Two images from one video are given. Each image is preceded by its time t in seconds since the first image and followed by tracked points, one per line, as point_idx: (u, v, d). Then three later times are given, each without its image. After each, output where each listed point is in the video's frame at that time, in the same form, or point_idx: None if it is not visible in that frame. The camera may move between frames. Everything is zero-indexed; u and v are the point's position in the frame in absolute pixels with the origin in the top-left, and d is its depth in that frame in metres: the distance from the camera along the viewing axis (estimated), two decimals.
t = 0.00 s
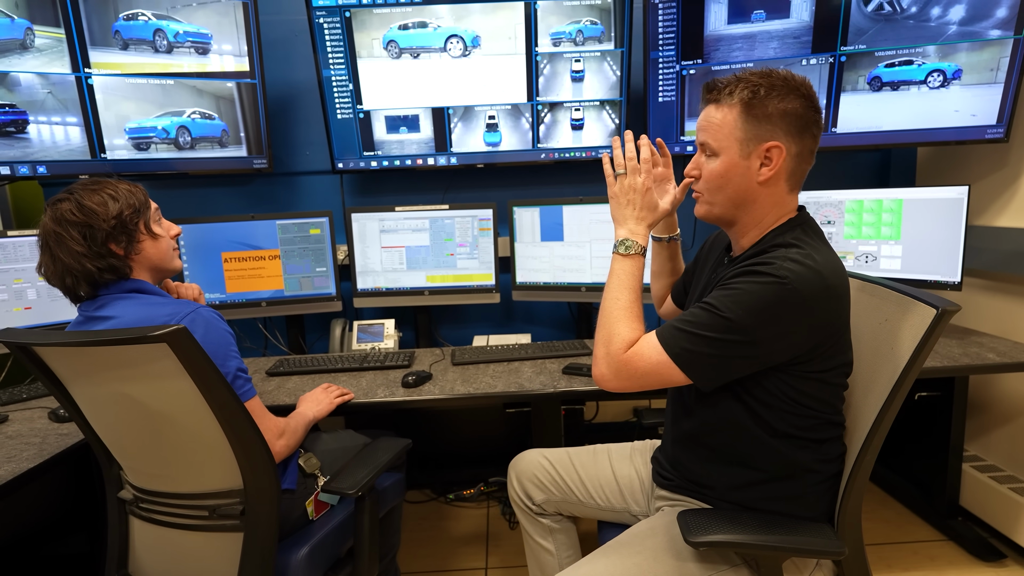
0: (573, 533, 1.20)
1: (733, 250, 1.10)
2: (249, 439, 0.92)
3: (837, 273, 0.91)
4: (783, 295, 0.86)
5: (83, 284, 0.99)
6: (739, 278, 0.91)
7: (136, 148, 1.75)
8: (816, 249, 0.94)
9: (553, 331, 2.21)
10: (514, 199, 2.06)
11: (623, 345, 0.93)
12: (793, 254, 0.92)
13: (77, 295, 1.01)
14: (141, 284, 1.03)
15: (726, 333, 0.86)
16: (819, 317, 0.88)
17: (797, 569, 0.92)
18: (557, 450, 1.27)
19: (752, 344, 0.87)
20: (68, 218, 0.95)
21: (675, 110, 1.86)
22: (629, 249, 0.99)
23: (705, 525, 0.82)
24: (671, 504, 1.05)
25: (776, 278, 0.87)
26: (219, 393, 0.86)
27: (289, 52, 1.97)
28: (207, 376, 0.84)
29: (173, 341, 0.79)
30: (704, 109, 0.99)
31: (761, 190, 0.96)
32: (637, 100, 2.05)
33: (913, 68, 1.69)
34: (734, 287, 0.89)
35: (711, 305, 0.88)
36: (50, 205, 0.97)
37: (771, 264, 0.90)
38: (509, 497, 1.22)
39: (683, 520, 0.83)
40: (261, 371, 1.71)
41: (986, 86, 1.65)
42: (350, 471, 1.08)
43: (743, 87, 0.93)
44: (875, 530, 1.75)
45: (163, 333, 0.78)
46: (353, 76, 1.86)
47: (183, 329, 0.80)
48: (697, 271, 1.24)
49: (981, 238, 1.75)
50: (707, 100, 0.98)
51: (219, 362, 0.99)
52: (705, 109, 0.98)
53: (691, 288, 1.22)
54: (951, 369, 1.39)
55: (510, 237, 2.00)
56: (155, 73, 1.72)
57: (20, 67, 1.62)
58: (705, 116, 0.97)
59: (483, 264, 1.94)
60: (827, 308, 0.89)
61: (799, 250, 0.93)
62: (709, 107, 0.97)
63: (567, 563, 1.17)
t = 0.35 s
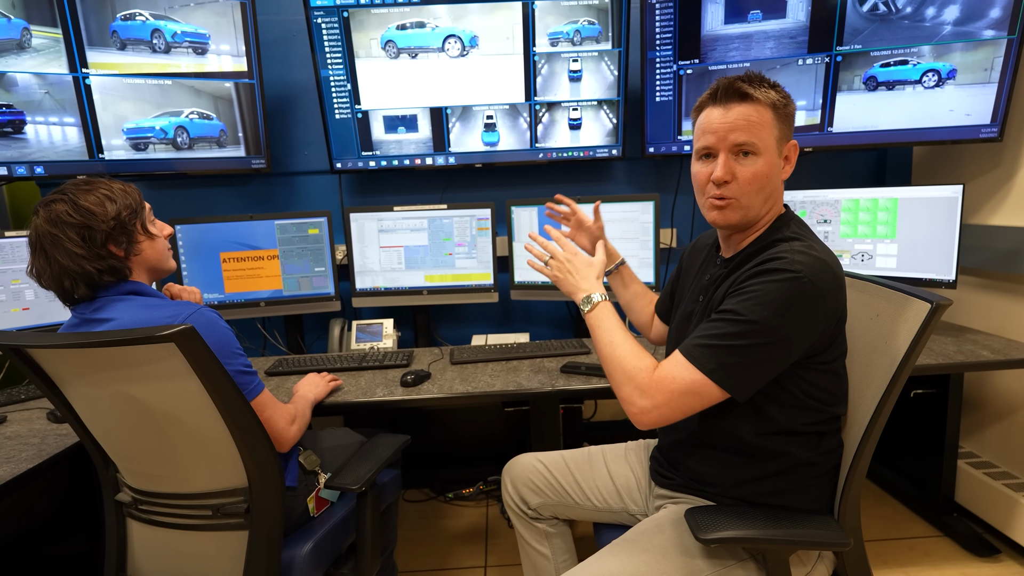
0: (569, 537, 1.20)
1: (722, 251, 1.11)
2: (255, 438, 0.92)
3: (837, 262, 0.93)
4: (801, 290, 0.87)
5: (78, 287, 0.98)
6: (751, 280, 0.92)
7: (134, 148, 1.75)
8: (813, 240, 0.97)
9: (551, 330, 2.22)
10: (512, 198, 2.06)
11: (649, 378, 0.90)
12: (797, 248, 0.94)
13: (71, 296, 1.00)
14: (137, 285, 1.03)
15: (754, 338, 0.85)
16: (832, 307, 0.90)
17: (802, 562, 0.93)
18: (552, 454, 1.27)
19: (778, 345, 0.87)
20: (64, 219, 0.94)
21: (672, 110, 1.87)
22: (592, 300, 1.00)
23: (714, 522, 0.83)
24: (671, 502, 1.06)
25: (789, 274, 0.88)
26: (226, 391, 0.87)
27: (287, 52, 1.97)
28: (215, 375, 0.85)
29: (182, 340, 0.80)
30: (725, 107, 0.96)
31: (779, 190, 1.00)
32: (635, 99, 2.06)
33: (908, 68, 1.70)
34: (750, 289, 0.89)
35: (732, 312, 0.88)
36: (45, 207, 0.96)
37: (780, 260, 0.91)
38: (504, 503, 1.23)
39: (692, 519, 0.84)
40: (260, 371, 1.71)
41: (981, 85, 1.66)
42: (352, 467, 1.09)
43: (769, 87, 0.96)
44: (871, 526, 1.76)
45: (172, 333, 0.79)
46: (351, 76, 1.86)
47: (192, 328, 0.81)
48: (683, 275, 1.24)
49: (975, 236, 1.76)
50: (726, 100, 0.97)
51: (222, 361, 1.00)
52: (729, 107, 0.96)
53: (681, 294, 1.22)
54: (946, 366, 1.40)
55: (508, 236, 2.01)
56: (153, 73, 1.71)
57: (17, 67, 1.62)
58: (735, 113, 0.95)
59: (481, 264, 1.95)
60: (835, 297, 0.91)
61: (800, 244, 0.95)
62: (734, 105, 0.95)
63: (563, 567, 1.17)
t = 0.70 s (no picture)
0: (564, 550, 1.19)
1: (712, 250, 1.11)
2: (254, 438, 0.93)
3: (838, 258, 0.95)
4: (814, 286, 0.88)
5: (85, 288, 0.98)
6: (763, 278, 0.92)
7: (135, 149, 1.75)
8: (812, 237, 0.99)
9: (550, 329, 2.23)
10: (511, 198, 2.07)
11: (669, 382, 0.86)
12: (801, 246, 0.95)
13: (75, 296, 1.00)
14: (142, 287, 1.04)
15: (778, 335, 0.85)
16: (838, 302, 0.92)
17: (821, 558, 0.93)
18: (544, 465, 1.25)
19: (796, 341, 0.87)
20: (74, 221, 0.94)
21: (671, 109, 1.88)
22: (596, 303, 0.97)
23: (746, 526, 0.82)
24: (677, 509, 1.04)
25: (802, 271, 0.89)
26: (226, 391, 0.87)
27: (287, 53, 1.97)
28: (215, 375, 0.85)
29: (181, 341, 0.80)
30: (713, 106, 0.97)
31: (770, 187, 1.00)
32: (634, 99, 2.06)
33: (906, 68, 1.70)
34: (765, 287, 0.89)
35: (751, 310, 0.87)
36: (52, 207, 0.96)
37: (790, 258, 0.92)
38: (495, 519, 1.20)
39: (722, 523, 0.83)
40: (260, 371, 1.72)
41: (979, 85, 1.66)
42: (352, 466, 1.09)
43: (756, 86, 0.97)
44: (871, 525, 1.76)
45: (171, 334, 0.79)
46: (351, 76, 1.86)
47: (191, 329, 0.81)
48: (667, 276, 1.24)
49: (974, 235, 1.76)
50: (713, 98, 0.97)
51: (224, 362, 1.01)
52: (718, 105, 0.96)
53: (668, 295, 1.22)
54: (945, 365, 1.41)
55: (508, 236, 2.01)
56: (153, 75, 1.72)
57: (19, 69, 1.62)
58: (724, 111, 0.95)
59: (480, 263, 1.95)
60: (840, 292, 0.94)
61: (803, 242, 0.96)
62: (722, 103, 0.96)
63: None
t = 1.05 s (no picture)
0: (562, 565, 1.16)
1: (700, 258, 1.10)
2: (255, 438, 0.93)
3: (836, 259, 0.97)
4: (835, 292, 0.89)
5: (96, 283, 0.99)
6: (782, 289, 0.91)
7: (137, 150, 1.76)
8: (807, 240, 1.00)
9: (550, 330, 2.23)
10: (512, 199, 2.07)
11: (732, 426, 0.82)
12: (805, 251, 0.96)
13: (84, 290, 1.00)
14: (152, 288, 1.05)
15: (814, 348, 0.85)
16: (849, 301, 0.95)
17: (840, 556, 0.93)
18: (538, 480, 1.20)
19: (829, 350, 0.87)
20: (98, 218, 0.95)
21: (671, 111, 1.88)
22: (624, 356, 0.88)
23: (782, 528, 0.82)
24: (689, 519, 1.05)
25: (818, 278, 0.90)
26: (227, 391, 0.88)
27: (289, 54, 1.98)
28: (217, 375, 0.86)
29: (183, 340, 0.81)
30: (691, 113, 0.98)
31: (754, 190, 1.00)
32: (634, 101, 2.07)
33: (905, 70, 1.71)
34: (788, 298, 0.89)
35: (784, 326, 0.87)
36: (73, 200, 0.96)
37: (803, 265, 0.92)
38: (491, 540, 1.15)
39: (755, 529, 0.82)
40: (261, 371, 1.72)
41: (977, 87, 1.67)
42: (354, 467, 1.10)
43: (734, 89, 0.97)
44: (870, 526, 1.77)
45: (173, 333, 0.80)
46: (352, 77, 1.87)
47: (193, 329, 0.82)
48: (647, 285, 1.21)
49: (972, 236, 1.77)
50: (692, 105, 0.98)
51: (229, 366, 1.02)
52: (695, 112, 0.97)
53: (652, 304, 1.19)
54: (944, 366, 1.41)
55: (508, 237, 2.02)
56: (156, 76, 1.73)
57: (22, 70, 1.62)
58: (701, 117, 0.96)
59: (481, 264, 1.96)
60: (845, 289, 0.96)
61: (804, 247, 0.97)
62: (700, 110, 0.97)
63: None
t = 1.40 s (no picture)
0: None
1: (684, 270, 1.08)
2: (253, 444, 0.93)
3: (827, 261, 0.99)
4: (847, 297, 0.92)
5: (106, 289, 0.99)
6: (800, 302, 0.91)
7: (136, 155, 1.76)
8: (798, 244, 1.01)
9: (548, 334, 2.23)
10: (510, 204, 2.08)
11: (798, 470, 0.86)
12: (804, 258, 0.97)
13: (92, 293, 1.00)
14: (158, 296, 1.06)
15: (847, 360, 0.86)
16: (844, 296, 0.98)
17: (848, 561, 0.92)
18: (536, 505, 1.17)
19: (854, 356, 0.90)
20: (115, 227, 0.96)
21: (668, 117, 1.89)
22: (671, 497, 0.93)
23: (813, 533, 0.81)
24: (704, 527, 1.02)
25: (831, 287, 0.90)
26: (226, 398, 0.88)
27: (287, 60, 1.99)
28: (215, 381, 0.86)
29: (181, 346, 0.81)
30: (672, 117, 0.98)
31: (736, 195, 1.00)
32: (631, 107, 2.08)
33: (900, 76, 1.72)
34: (811, 311, 0.90)
35: (820, 343, 0.87)
36: (84, 205, 0.97)
37: (812, 277, 0.93)
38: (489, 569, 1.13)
39: (786, 535, 0.81)
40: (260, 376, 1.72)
41: (971, 93, 1.67)
42: (352, 472, 1.10)
43: (714, 95, 0.98)
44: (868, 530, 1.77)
45: (171, 339, 0.80)
46: (350, 83, 1.88)
47: (191, 335, 0.82)
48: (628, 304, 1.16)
49: (968, 241, 1.78)
50: (672, 110, 0.99)
51: (231, 370, 1.04)
52: (675, 117, 0.98)
53: (636, 321, 1.15)
54: (941, 370, 1.42)
55: (507, 242, 2.02)
56: (155, 81, 1.73)
57: (21, 75, 1.62)
58: (682, 121, 0.97)
59: (479, 269, 1.96)
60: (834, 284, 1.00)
61: (801, 253, 0.98)
62: (680, 115, 0.98)
63: None
